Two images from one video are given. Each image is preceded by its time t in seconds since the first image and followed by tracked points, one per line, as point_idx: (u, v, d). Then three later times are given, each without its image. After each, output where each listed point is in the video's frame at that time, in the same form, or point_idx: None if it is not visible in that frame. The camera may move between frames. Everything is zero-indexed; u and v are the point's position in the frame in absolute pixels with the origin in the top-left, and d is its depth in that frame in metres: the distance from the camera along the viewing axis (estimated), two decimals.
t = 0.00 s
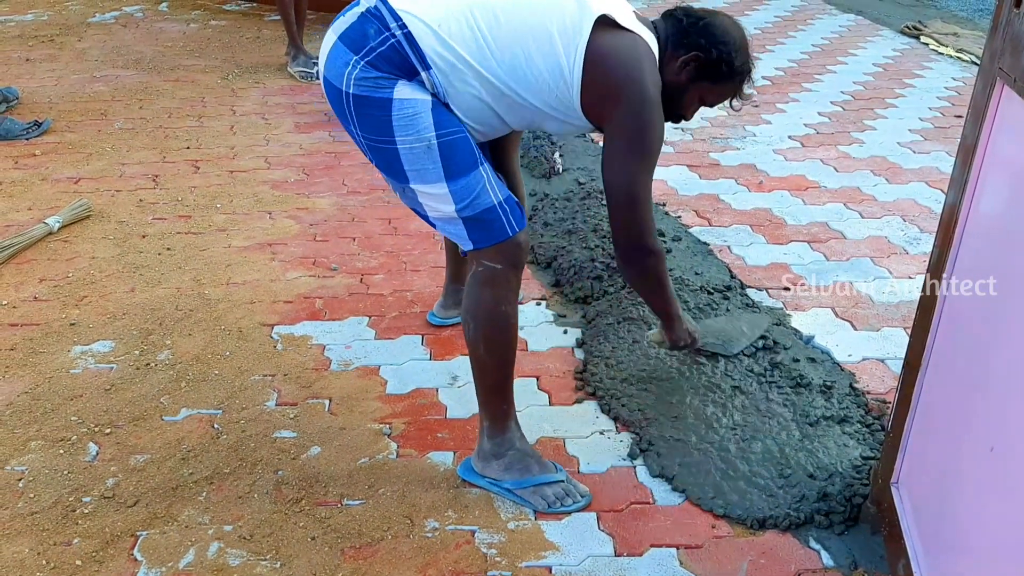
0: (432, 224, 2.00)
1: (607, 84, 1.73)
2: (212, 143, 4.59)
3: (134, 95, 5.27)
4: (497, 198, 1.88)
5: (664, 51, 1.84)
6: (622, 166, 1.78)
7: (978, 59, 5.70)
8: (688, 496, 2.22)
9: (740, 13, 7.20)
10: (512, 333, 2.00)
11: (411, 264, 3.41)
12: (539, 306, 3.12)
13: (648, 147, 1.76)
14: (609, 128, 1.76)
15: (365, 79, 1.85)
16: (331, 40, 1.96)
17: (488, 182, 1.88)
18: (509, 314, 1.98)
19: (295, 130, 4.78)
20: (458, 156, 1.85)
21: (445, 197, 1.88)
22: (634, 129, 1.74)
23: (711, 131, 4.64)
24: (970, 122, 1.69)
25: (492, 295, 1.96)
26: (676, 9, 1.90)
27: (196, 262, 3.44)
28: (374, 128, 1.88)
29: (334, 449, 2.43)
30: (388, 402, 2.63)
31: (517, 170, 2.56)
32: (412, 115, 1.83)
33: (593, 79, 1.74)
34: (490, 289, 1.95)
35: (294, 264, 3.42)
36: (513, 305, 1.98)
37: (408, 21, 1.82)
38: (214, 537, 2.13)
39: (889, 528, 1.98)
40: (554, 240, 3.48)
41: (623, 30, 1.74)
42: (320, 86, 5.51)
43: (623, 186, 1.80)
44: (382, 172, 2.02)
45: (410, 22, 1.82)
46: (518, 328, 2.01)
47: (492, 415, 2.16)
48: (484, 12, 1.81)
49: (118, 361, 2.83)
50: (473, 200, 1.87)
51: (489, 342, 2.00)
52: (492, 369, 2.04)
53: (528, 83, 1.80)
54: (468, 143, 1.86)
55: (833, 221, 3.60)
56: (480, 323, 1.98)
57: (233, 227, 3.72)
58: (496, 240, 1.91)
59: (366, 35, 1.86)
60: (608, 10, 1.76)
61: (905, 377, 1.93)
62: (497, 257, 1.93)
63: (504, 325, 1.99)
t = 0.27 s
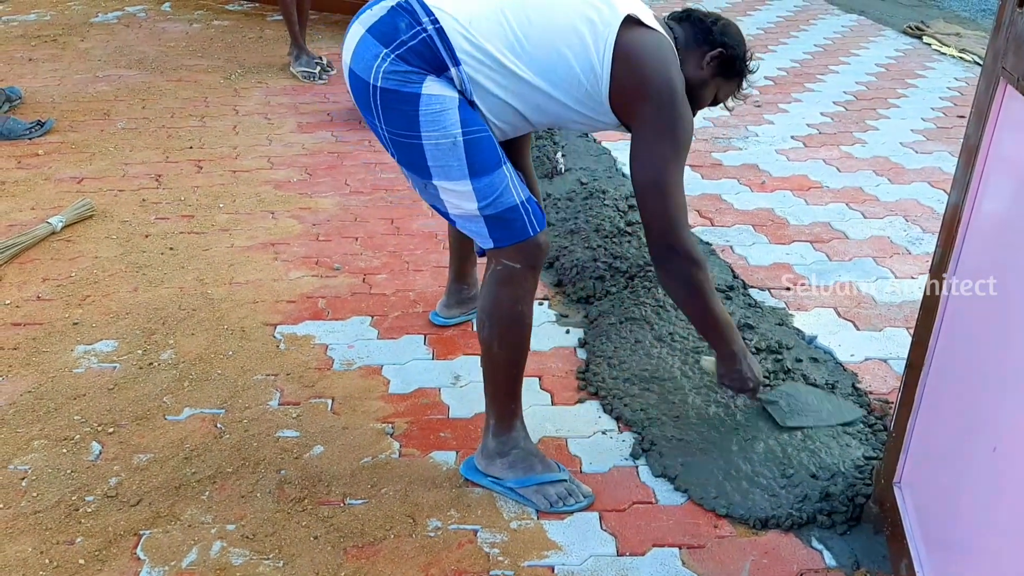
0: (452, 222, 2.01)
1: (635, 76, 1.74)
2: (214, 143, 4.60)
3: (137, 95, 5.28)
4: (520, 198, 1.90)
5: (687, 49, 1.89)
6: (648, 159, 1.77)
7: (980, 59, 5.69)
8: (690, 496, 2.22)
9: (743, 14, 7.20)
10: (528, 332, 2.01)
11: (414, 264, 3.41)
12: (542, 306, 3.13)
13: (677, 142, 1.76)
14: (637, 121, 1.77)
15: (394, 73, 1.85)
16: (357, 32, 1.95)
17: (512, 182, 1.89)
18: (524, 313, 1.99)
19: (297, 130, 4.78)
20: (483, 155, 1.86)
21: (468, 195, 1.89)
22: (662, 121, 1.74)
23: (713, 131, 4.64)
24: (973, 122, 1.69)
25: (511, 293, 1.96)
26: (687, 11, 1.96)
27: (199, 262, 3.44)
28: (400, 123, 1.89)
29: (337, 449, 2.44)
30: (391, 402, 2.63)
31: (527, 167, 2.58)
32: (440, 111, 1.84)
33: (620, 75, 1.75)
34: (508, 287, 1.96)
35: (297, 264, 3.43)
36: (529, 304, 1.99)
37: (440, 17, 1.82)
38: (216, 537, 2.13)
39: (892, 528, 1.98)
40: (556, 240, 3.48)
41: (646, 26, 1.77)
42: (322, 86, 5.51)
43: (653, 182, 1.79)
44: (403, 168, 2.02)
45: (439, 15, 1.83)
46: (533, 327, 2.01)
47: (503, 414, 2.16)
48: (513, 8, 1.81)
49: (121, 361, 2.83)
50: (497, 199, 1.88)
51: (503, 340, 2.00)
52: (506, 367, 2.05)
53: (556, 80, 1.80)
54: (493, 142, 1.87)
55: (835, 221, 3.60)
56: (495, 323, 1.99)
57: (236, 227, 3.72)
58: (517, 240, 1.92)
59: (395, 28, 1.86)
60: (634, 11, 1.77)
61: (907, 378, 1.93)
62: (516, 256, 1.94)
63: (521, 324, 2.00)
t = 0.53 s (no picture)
0: (454, 224, 2.01)
1: (641, 79, 1.74)
2: (216, 144, 4.61)
3: (139, 97, 5.29)
4: (523, 201, 1.90)
5: (691, 56, 1.88)
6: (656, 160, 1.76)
7: (982, 59, 5.68)
8: (691, 496, 2.22)
9: (743, 14, 7.19)
10: (529, 335, 2.01)
11: (415, 265, 3.42)
12: (543, 306, 3.13)
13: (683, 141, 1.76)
14: (643, 124, 1.77)
15: (398, 73, 1.86)
16: (362, 33, 1.96)
17: (515, 185, 1.89)
18: (526, 315, 1.99)
19: (298, 131, 4.79)
20: (486, 157, 1.86)
21: (471, 197, 1.89)
22: (668, 123, 1.74)
23: (714, 132, 4.64)
24: (973, 122, 1.69)
25: (512, 295, 1.96)
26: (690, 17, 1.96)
27: (200, 263, 3.45)
28: (404, 124, 1.89)
29: (338, 449, 2.44)
30: (392, 402, 2.64)
31: (532, 173, 2.59)
32: (444, 112, 1.84)
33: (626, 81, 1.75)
34: (511, 290, 1.96)
35: (298, 264, 3.43)
36: (530, 306, 1.99)
37: (445, 18, 1.83)
38: (218, 537, 2.13)
39: (893, 528, 1.98)
40: (557, 241, 3.48)
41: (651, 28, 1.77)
42: (323, 87, 5.52)
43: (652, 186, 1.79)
44: (406, 170, 2.03)
45: (444, 16, 1.84)
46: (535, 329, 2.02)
47: (505, 416, 2.16)
48: (517, 10, 1.82)
49: (122, 361, 2.84)
50: (500, 202, 1.88)
51: (504, 342, 2.01)
52: (507, 369, 2.05)
53: (559, 84, 1.81)
54: (496, 145, 1.88)
55: (836, 221, 3.60)
56: (497, 324, 1.99)
57: (237, 228, 3.73)
58: (520, 243, 1.92)
59: (400, 29, 1.87)
60: (639, 14, 1.77)
61: (908, 379, 1.93)
62: (518, 258, 1.94)
63: (523, 327, 2.00)
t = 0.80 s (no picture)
0: (452, 222, 2.01)
1: (639, 53, 1.76)
2: (215, 146, 4.61)
3: (138, 98, 5.29)
4: (521, 199, 1.90)
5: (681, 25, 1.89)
6: (654, 133, 1.83)
7: (981, 59, 5.68)
8: (691, 496, 2.22)
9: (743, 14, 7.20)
10: (529, 333, 2.01)
11: (414, 265, 3.41)
12: (542, 306, 3.13)
13: (678, 114, 1.82)
14: (642, 96, 1.80)
15: (396, 70, 1.85)
16: (358, 31, 1.95)
17: (513, 184, 1.89)
18: (525, 314, 1.99)
19: (298, 132, 4.79)
20: (485, 156, 1.86)
21: (469, 195, 1.89)
22: (667, 94, 1.78)
23: (713, 131, 4.64)
24: (973, 120, 1.69)
25: (512, 294, 1.96)
26: None
27: (199, 263, 3.45)
28: (401, 122, 1.88)
29: (337, 450, 2.44)
30: (392, 402, 2.63)
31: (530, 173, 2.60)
32: (442, 110, 1.83)
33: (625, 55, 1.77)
34: (509, 288, 1.96)
35: (298, 265, 3.43)
36: (529, 304, 1.99)
37: (441, 14, 1.83)
38: (217, 538, 2.13)
39: (892, 527, 1.98)
40: (557, 241, 3.48)
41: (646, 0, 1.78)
42: (323, 88, 5.51)
43: (652, 156, 1.87)
44: (404, 168, 2.02)
45: (440, 12, 1.83)
46: (534, 327, 2.02)
47: (504, 415, 2.16)
48: None
49: (121, 363, 2.83)
50: (498, 200, 1.88)
51: (504, 341, 2.01)
52: (505, 367, 2.05)
53: (559, 66, 1.82)
54: (494, 143, 1.87)
55: (836, 221, 3.60)
56: (496, 323, 1.99)
57: (236, 229, 3.72)
58: (518, 240, 1.92)
59: (397, 26, 1.86)
60: None
61: (908, 376, 1.92)
62: (517, 257, 1.93)
63: (522, 326, 2.00)
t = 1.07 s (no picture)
0: (454, 227, 2.01)
1: (638, 98, 1.69)
2: (216, 147, 4.61)
3: (139, 100, 5.29)
4: (521, 204, 1.89)
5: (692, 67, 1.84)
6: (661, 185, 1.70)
7: (981, 59, 5.68)
8: (692, 498, 2.22)
9: (743, 14, 7.19)
10: (530, 337, 2.01)
11: (415, 267, 3.42)
12: (544, 307, 3.13)
13: (686, 162, 1.69)
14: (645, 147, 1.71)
15: (393, 80, 1.86)
16: (359, 40, 1.97)
17: (513, 188, 1.88)
18: (528, 318, 1.98)
19: (298, 133, 4.79)
20: (483, 162, 1.86)
21: (468, 202, 1.89)
22: (670, 145, 1.68)
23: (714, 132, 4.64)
24: (974, 121, 1.69)
25: (514, 298, 1.96)
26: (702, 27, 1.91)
27: (200, 265, 3.45)
28: (400, 130, 1.90)
29: (338, 452, 2.44)
30: (393, 404, 2.64)
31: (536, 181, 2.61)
32: (439, 118, 1.84)
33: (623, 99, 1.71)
34: (511, 292, 1.96)
35: (299, 267, 3.43)
36: (531, 309, 1.98)
37: (439, 25, 1.83)
38: (219, 540, 2.13)
39: (894, 528, 1.98)
40: (557, 242, 3.49)
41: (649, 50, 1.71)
42: (323, 89, 5.52)
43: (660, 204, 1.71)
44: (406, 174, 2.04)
45: (440, 28, 1.83)
46: (535, 330, 2.01)
47: (506, 418, 2.16)
48: (517, 23, 1.80)
49: (123, 365, 2.84)
50: (497, 206, 1.88)
51: (506, 345, 2.01)
52: (507, 370, 2.05)
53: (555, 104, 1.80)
54: (493, 148, 1.87)
55: (836, 221, 3.60)
56: (498, 327, 1.99)
57: (238, 231, 3.73)
58: (518, 245, 1.91)
59: (395, 36, 1.87)
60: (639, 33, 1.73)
61: (909, 378, 1.93)
62: (518, 261, 1.93)
63: (524, 330, 2.00)
